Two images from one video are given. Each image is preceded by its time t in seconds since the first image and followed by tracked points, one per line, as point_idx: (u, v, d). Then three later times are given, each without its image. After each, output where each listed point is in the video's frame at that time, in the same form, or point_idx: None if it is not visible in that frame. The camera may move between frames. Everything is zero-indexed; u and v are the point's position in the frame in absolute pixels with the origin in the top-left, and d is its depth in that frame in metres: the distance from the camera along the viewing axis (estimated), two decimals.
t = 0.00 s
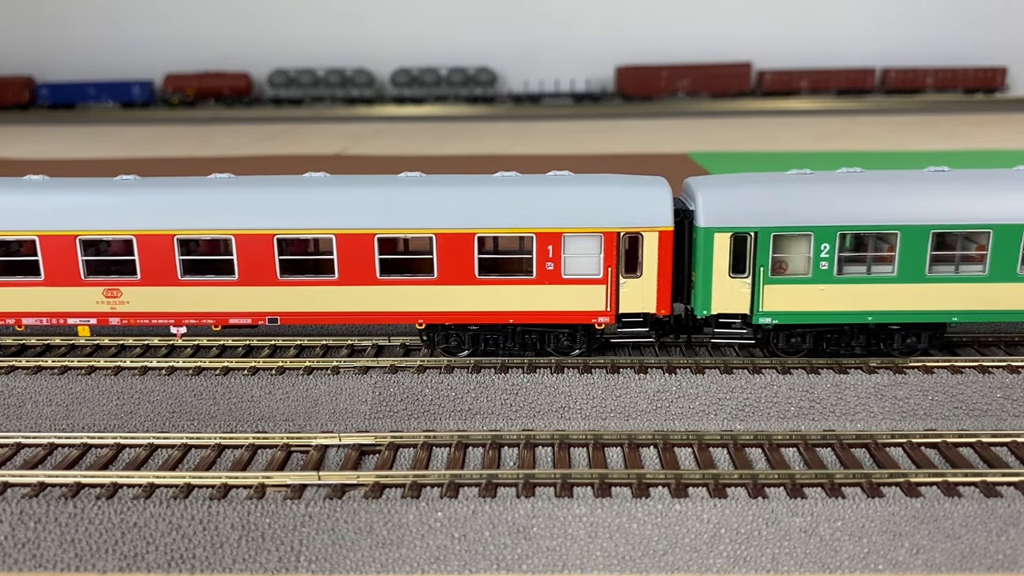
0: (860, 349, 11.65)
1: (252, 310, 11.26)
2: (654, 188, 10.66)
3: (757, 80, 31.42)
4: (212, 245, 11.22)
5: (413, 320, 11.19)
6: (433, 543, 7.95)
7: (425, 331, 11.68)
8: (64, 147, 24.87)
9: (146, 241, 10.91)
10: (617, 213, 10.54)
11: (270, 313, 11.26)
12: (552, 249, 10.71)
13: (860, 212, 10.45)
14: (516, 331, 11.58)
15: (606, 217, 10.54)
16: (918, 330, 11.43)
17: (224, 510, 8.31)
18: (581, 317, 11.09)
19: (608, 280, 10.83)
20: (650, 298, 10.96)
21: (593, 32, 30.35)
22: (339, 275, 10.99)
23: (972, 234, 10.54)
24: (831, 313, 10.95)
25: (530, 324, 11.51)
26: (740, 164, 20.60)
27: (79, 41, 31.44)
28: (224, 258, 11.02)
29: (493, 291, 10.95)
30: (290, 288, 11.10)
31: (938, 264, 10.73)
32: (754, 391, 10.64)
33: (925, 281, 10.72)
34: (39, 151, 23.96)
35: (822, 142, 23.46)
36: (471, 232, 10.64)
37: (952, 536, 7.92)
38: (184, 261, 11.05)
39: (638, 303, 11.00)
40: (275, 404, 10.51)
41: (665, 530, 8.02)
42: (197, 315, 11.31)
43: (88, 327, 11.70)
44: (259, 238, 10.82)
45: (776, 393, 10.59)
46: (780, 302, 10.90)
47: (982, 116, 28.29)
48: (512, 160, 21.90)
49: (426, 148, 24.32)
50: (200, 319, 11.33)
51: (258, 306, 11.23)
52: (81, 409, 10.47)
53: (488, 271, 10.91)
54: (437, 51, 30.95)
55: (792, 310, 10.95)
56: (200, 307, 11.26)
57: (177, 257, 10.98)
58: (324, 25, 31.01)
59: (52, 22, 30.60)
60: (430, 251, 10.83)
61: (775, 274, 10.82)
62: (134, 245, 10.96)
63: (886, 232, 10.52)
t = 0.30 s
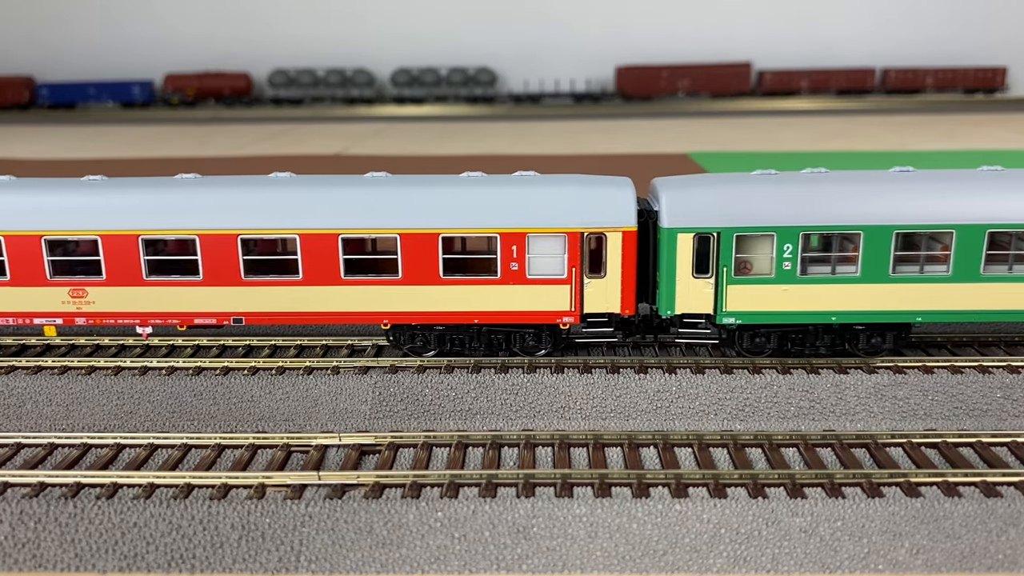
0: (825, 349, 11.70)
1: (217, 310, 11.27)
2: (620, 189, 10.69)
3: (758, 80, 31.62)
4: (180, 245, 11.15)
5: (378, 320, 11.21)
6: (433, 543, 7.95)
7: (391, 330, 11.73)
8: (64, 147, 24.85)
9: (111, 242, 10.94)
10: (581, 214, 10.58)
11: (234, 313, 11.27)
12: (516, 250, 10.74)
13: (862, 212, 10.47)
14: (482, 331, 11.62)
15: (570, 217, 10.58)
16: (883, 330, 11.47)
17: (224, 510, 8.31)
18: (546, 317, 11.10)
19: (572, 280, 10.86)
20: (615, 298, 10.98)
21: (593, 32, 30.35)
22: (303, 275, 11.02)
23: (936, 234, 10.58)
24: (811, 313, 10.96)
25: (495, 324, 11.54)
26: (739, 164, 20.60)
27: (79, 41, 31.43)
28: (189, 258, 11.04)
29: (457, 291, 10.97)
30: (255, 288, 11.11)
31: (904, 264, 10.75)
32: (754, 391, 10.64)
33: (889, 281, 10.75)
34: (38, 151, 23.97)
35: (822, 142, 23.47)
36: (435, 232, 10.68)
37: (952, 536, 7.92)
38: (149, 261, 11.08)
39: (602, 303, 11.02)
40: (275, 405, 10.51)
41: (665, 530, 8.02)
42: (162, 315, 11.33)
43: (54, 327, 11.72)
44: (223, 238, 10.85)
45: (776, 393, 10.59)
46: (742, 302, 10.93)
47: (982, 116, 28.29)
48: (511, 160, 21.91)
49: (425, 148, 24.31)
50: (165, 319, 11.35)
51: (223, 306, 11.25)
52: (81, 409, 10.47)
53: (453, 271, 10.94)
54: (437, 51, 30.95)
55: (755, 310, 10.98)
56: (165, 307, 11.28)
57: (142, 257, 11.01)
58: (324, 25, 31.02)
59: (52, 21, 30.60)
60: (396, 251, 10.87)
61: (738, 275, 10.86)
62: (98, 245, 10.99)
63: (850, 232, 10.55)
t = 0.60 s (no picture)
0: (788, 349, 11.71)
1: (181, 311, 11.28)
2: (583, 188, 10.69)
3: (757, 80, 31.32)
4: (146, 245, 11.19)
5: (343, 321, 11.21)
6: (433, 543, 7.95)
7: (354, 330, 11.70)
8: (64, 147, 24.85)
9: (75, 242, 10.96)
10: (543, 213, 10.59)
11: (200, 313, 11.29)
12: (480, 250, 10.77)
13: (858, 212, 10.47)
14: (447, 331, 11.59)
15: (532, 218, 10.60)
16: (847, 330, 11.45)
17: (224, 510, 8.31)
18: (510, 317, 11.13)
19: (536, 280, 10.89)
20: (579, 298, 10.98)
21: (593, 32, 30.35)
22: (267, 275, 11.03)
23: (899, 234, 10.61)
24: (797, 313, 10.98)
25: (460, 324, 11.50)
26: (738, 164, 20.60)
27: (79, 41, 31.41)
28: (153, 259, 11.08)
29: (421, 291, 11.00)
30: (219, 288, 11.13)
31: (868, 263, 10.84)
32: (754, 392, 10.64)
33: (852, 281, 10.78)
34: (38, 151, 23.98)
35: (821, 142, 23.47)
36: (399, 232, 10.72)
37: (952, 536, 7.92)
38: (115, 261, 11.14)
39: (566, 303, 11.02)
40: (274, 405, 10.52)
41: (665, 530, 8.02)
42: (127, 315, 11.38)
43: (20, 327, 11.75)
44: (187, 239, 10.86)
45: (776, 393, 10.59)
46: (706, 302, 10.96)
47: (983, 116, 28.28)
48: (511, 160, 21.92)
49: (425, 147, 24.31)
50: (130, 319, 11.38)
51: (187, 307, 11.26)
52: (81, 409, 10.47)
53: (417, 272, 10.96)
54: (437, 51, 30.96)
55: (719, 310, 11.01)
56: (130, 307, 11.33)
57: (107, 257, 11.05)
58: (323, 25, 31.03)
59: (51, 21, 30.59)
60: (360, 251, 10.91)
61: (700, 275, 10.89)
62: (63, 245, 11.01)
63: (813, 232, 10.59)
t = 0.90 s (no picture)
0: (752, 349, 11.70)
1: (146, 311, 11.33)
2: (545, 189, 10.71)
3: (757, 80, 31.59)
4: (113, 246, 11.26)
5: (307, 321, 11.27)
6: (433, 543, 7.95)
7: (320, 330, 11.71)
8: (64, 147, 24.85)
9: (40, 242, 11.02)
10: (506, 214, 10.63)
11: (164, 313, 11.33)
12: (443, 250, 10.81)
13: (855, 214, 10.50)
14: (412, 332, 11.63)
15: (494, 218, 10.63)
16: (810, 330, 11.49)
17: (224, 510, 8.31)
18: (475, 318, 11.14)
19: (500, 280, 10.91)
20: (542, 299, 11.01)
21: (592, 32, 30.33)
22: (231, 275, 11.07)
23: (860, 235, 10.66)
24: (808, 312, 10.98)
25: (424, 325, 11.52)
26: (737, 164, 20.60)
27: (79, 41, 31.41)
28: (117, 259, 11.12)
29: (386, 291, 11.05)
30: (183, 287, 11.18)
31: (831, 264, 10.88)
32: (754, 391, 10.64)
33: (814, 281, 10.81)
34: (39, 152, 23.98)
35: (820, 142, 23.48)
36: (361, 232, 10.76)
37: (952, 536, 7.92)
38: (80, 261, 11.18)
39: (529, 303, 11.04)
40: (274, 404, 10.52)
41: (665, 530, 8.02)
42: (92, 315, 11.41)
43: None
44: (151, 239, 10.91)
45: (776, 393, 10.59)
46: (669, 302, 11.00)
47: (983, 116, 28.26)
48: (510, 160, 21.92)
49: (424, 148, 24.32)
50: (95, 319, 11.42)
51: (151, 307, 11.30)
52: (81, 409, 10.48)
53: (380, 272, 11.01)
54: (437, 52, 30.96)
55: (682, 310, 11.04)
56: (97, 307, 11.37)
57: (71, 257, 11.09)
58: (323, 25, 31.03)
59: (51, 22, 30.58)
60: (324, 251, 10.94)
61: (664, 275, 10.93)
62: (28, 245, 11.08)
63: (775, 233, 10.62)
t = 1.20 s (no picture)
0: (720, 350, 11.70)
1: (115, 311, 11.37)
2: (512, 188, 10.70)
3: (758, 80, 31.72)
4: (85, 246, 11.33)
5: (275, 321, 11.30)
6: (433, 543, 7.96)
7: (289, 330, 11.75)
8: (65, 147, 24.86)
9: (10, 242, 11.05)
10: (473, 214, 10.65)
11: (133, 313, 11.38)
12: (411, 250, 10.85)
13: (832, 214, 10.50)
14: (381, 332, 11.67)
15: (461, 218, 10.66)
16: (778, 331, 11.46)
17: (224, 510, 8.31)
18: (442, 318, 11.17)
19: (468, 281, 10.94)
20: (511, 299, 11.03)
21: (592, 32, 30.30)
22: (199, 275, 11.12)
23: (828, 235, 10.66)
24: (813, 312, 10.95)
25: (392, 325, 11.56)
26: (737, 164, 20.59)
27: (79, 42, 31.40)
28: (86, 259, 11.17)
29: (353, 291, 11.07)
30: (153, 288, 11.23)
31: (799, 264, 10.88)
32: (754, 391, 10.64)
33: (782, 281, 10.80)
34: (39, 152, 23.98)
35: (820, 142, 23.47)
36: (329, 233, 10.78)
37: (952, 536, 7.93)
38: (50, 262, 11.21)
39: (498, 303, 11.07)
40: (274, 405, 10.52)
41: (665, 530, 8.02)
42: (62, 315, 11.42)
43: None
44: (120, 239, 10.96)
45: (776, 393, 10.59)
46: (637, 303, 11.02)
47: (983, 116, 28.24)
48: (510, 160, 21.92)
49: (423, 148, 24.32)
50: (64, 319, 11.44)
51: (121, 307, 11.35)
52: (81, 409, 10.48)
53: (348, 272, 11.06)
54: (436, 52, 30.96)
55: (649, 310, 11.06)
56: (66, 307, 11.39)
57: (40, 258, 11.12)
58: (323, 25, 31.03)
59: (51, 22, 30.56)
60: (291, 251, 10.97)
61: (631, 275, 10.94)
62: None
63: (741, 233, 10.63)
